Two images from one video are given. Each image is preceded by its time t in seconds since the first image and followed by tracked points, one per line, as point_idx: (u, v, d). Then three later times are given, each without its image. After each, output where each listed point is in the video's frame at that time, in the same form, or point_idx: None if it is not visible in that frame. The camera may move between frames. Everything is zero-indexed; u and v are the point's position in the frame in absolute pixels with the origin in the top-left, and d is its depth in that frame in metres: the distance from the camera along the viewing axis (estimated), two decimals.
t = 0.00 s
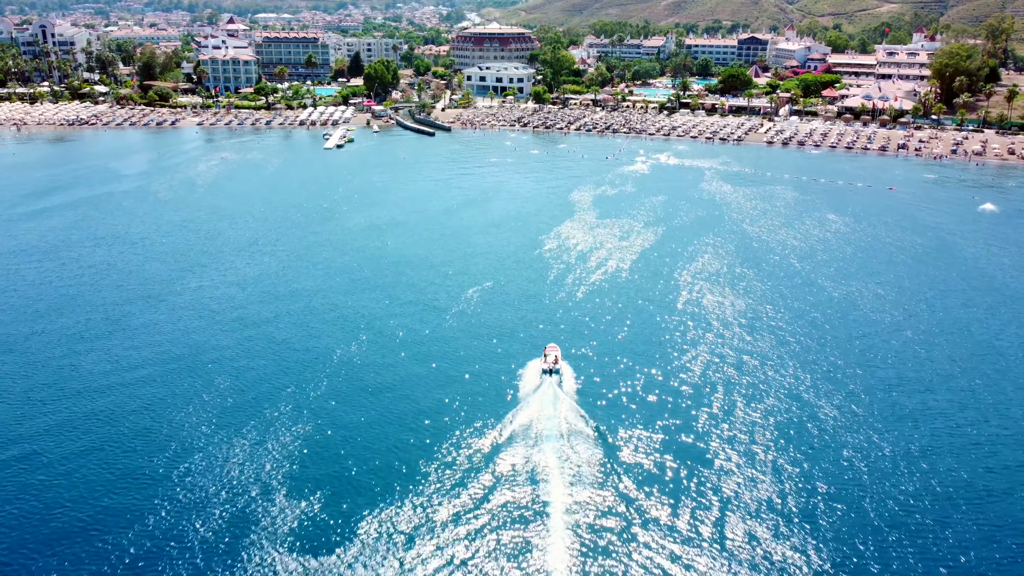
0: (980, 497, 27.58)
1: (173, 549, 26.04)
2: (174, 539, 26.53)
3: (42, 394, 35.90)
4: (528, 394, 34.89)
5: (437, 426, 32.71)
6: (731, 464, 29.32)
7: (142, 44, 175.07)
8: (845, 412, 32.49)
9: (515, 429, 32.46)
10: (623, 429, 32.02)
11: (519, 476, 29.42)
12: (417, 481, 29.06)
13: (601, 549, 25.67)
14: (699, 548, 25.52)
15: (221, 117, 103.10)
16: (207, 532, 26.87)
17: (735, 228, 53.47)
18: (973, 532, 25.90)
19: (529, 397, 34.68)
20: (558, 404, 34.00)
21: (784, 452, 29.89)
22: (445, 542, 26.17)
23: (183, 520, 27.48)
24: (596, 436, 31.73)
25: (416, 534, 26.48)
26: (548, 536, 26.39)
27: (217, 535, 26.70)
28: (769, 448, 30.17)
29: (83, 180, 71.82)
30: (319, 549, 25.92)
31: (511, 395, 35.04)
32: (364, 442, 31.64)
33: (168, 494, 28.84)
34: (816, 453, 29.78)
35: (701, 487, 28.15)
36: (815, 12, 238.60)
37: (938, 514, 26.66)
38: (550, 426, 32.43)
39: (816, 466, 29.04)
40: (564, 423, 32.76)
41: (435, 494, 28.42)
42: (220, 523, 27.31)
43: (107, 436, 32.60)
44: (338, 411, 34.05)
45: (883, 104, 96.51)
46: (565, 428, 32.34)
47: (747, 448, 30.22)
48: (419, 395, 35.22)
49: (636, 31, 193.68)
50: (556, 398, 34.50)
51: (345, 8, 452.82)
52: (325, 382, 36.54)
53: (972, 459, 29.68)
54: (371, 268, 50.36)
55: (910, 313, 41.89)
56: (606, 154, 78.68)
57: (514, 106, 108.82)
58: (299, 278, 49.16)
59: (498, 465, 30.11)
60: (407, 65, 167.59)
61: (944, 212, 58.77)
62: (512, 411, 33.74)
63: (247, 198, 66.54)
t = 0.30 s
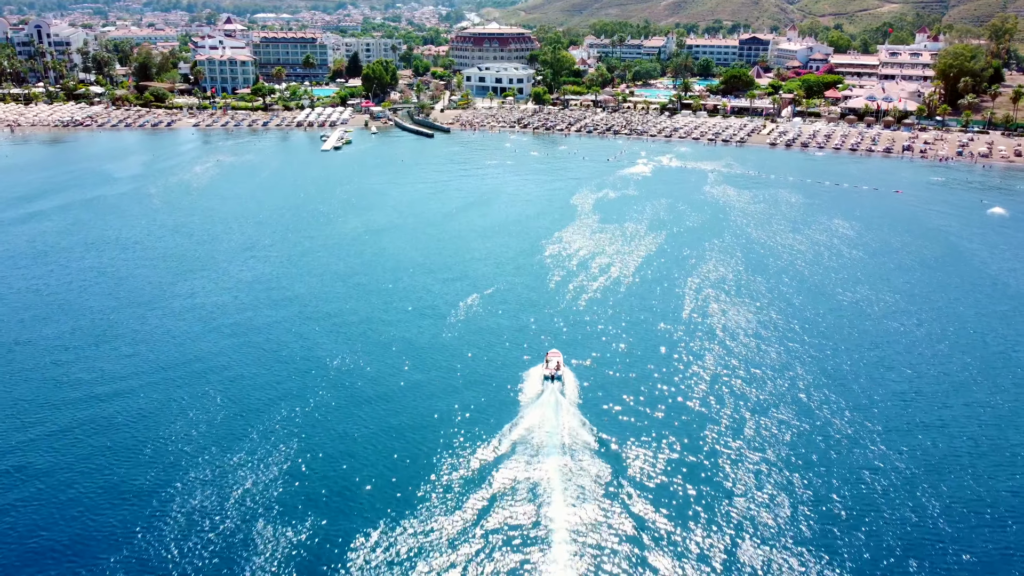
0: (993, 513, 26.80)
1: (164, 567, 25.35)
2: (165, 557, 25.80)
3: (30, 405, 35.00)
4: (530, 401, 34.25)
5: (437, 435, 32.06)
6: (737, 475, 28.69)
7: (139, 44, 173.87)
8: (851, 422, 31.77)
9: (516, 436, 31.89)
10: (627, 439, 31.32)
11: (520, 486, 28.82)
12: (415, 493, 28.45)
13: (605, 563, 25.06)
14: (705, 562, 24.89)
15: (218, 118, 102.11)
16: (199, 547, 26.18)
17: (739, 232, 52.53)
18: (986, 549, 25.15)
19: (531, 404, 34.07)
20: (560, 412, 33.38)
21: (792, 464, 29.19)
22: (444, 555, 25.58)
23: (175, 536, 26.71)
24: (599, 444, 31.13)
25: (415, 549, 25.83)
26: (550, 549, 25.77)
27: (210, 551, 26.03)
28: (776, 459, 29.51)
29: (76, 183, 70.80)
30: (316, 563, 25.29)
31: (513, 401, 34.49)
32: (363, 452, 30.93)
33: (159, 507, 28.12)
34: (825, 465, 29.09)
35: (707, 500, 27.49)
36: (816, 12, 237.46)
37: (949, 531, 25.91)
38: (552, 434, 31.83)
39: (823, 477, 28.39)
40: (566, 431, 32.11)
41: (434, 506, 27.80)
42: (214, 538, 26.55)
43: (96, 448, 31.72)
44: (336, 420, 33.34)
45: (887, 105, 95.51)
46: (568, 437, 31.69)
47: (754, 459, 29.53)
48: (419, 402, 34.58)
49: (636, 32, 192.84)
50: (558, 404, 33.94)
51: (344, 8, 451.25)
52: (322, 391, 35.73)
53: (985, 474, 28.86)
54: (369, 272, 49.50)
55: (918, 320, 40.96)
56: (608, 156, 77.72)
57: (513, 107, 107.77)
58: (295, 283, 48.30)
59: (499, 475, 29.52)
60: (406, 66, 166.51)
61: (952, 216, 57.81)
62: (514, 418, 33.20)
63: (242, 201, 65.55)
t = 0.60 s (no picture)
0: (1010, 536, 25.87)
1: None
2: None
3: (14, 418, 33.97)
4: (533, 410, 33.68)
5: (436, 447, 31.36)
6: (743, 490, 28.02)
7: (136, 44, 172.54)
8: (861, 437, 30.88)
9: (517, 447, 31.27)
10: (631, 452, 30.61)
11: (521, 501, 28.18)
12: (413, 509, 27.79)
13: None
14: None
15: (214, 119, 100.98)
16: (191, 567, 25.43)
17: (744, 238, 51.45)
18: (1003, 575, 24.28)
19: (532, 414, 33.45)
20: (563, 422, 32.80)
21: (799, 480, 28.50)
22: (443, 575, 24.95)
23: (164, 557, 25.88)
24: (602, 457, 30.47)
25: (412, 569, 25.16)
26: (551, 568, 25.15)
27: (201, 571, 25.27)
28: (784, 475, 28.80)
29: (67, 186, 69.49)
30: None
31: (514, 410, 33.84)
32: (361, 465, 30.28)
33: (149, 527, 27.27)
34: (834, 481, 28.39)
35: (713, 517, 26.79)
36: (817, 12, 236.10)
37: (965, 555, 25.01)
38: (554, 447, 31.18)
39: (832, 494, 27.69)
40: (569, 443, 31.47)
41: (432, 522, 27.15)
42: (206, 558, 25.79)
43: (84, 463, 30.80)
44: (333, 431, 32.65)
45: (891, 106, 94.35)
46: (570, 448, 31.13)
47: (760, 475, 28.85)
48: (417, 413, 33.80)
49: (636, 32, 191.67)
50: (560, 414, 33.32)
51: (343, 8, 449.85)
52: (318, 401, 34.95)
53: (1001, 495, 27.88)
54: (366, 278, 48.54)
55: (930, 330, 39.86)
56: (608, 158, 76.53)
57: (513, 108, 106.57)
58: (291, 289, 47.37)
59: (500, 488, 28.87)
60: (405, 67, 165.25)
61: (960, 220, 56.73)
62: (515, 428, 32.57)
63: (237, 205, 64.48)
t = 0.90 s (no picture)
0: None
1: None
2: None
3: None
4: (535, 419, 32.99)
5: (435, 458, 30.61)
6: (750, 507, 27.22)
7: (133, 44, 171.27)
8: (870, 452, 30.06)
9: (519, 457, 30.62)
10: (634, 465, 29.84)
11: (521, 515, 27.48)
12: (411, 525, 27.06)
13: None
14: None
15: (210, 120, 99.84)
16: None
17: (749, 244, 50.36)
18: None
19: (534, 422, 32.77)
20: (565, 431, 32.10)
21: (808, 495, 27.77)
22: None
23: None
24: (605, 468, 29.76)
25: None
26: None
27: None
28: (791, 490, 28.03)
29: (57, 190, 68.25)
30: None
31: (516, 418, 33.14)
32: (358, 477, 29.54)
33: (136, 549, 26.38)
34: (843, 497, 27.65)
35: (719, 535, 26.03)
36: (817, 11, 234.94)
37: None
38: (556, 457, 30.48)
39: (840, 511, 26.96)
40: (571, 453, 30.78)
41: (431, 538, 26.43)
42: None
43: (70, 481, 29.86)
44: (330, 442, 31.88)
45: (895, 107, 93.18)
46: (573, 458, 30.43)
47: (767, 490, 28.10)
48: (415, 422, 33.00)
49: (637, 32, 190.49)
50: (563, 422, 32.67)
51: (342, 8, 448.47)
52: (313, 411, 34.13)
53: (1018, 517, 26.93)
54: (363, 284, 47.59)
55: (941, 342, 38.74)
56: (609, 160, 75.54)
57: (513, 110, 105.45)
58: (286, 295, 46.44)
59: (500, 501, 28.16)
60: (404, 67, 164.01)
61: (968, 224, 55.69)
62: (516, 437, 31.87)
63: (232, 209, 63.41)
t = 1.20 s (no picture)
0: None
1: None
2: None
3: None
4: (536, 429, 32.01)
5: (433, 470, 29.64)
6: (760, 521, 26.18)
7: (129, 45, 169.86)
8: (882, 464, 29.00)
9: (520, 468, 29.69)
10: (639, 476, 28.86)
11: (523, 531, 26.54)
12: (408, 542, 26.08)
13: None
14: None
15: (206, 122, 98.65)
16: None
17: (754, 249, 49.26)
18: None
19: (536, 431, 31.84)
20: (568, 442, 31.08)
21: (819, 509, 26.67)
22: None
23: None
24: (609, 480, 28.81)
25: None
26: None
27: None
28: (801, 503, 26.97)
29: (47, 194, 66.96)
30: None
31: (517, 427, 32.21)
32: (353, 491, 28.57)
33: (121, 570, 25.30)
34: (856, 512, 26.56)
35: (727, 551, 25.01)
36: (817, 11, 233.71)
37: None
38: (559, 468, 29.55)
39: (853, 525, 25.92)
40: (574, 465, 29.79)
41: (429, 555, 25.50)
42: None
43: (53, 498, 28.76)
44: (323, 455, 30.81)
45: (899, 108, 92.04)
46: (576, 470, 29.43)
47: (777, 502, 27.08)
48: (412, 433, 32.00)
49: (637, 32, 189.37)
50: (565, 432, 31.73)
51: (341, 7, 446.81)
52: (306, 423, 33.03)
53: None
54: (358, 290, 46.46)
55: (953, 351, 37.63)
56: (610, 163, 74.40)
57: (512, 111, 104.18)
58: (279, 302, 45.31)
59: (501, 515, 27.24)
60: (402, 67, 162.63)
61: (978, 229, 54.51)
62: (518, 447, 30.94)
63: (226, 213, 62.26)
